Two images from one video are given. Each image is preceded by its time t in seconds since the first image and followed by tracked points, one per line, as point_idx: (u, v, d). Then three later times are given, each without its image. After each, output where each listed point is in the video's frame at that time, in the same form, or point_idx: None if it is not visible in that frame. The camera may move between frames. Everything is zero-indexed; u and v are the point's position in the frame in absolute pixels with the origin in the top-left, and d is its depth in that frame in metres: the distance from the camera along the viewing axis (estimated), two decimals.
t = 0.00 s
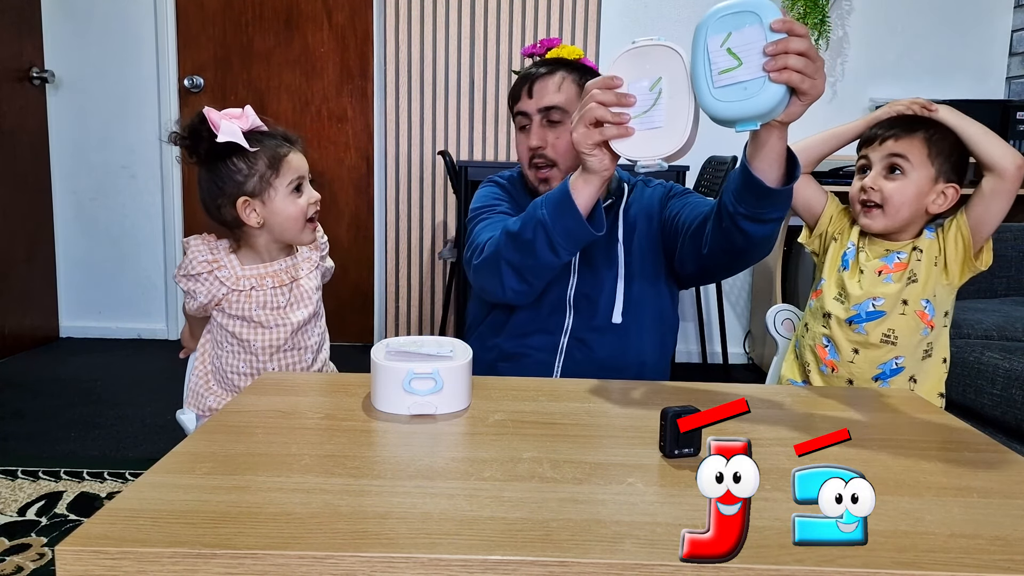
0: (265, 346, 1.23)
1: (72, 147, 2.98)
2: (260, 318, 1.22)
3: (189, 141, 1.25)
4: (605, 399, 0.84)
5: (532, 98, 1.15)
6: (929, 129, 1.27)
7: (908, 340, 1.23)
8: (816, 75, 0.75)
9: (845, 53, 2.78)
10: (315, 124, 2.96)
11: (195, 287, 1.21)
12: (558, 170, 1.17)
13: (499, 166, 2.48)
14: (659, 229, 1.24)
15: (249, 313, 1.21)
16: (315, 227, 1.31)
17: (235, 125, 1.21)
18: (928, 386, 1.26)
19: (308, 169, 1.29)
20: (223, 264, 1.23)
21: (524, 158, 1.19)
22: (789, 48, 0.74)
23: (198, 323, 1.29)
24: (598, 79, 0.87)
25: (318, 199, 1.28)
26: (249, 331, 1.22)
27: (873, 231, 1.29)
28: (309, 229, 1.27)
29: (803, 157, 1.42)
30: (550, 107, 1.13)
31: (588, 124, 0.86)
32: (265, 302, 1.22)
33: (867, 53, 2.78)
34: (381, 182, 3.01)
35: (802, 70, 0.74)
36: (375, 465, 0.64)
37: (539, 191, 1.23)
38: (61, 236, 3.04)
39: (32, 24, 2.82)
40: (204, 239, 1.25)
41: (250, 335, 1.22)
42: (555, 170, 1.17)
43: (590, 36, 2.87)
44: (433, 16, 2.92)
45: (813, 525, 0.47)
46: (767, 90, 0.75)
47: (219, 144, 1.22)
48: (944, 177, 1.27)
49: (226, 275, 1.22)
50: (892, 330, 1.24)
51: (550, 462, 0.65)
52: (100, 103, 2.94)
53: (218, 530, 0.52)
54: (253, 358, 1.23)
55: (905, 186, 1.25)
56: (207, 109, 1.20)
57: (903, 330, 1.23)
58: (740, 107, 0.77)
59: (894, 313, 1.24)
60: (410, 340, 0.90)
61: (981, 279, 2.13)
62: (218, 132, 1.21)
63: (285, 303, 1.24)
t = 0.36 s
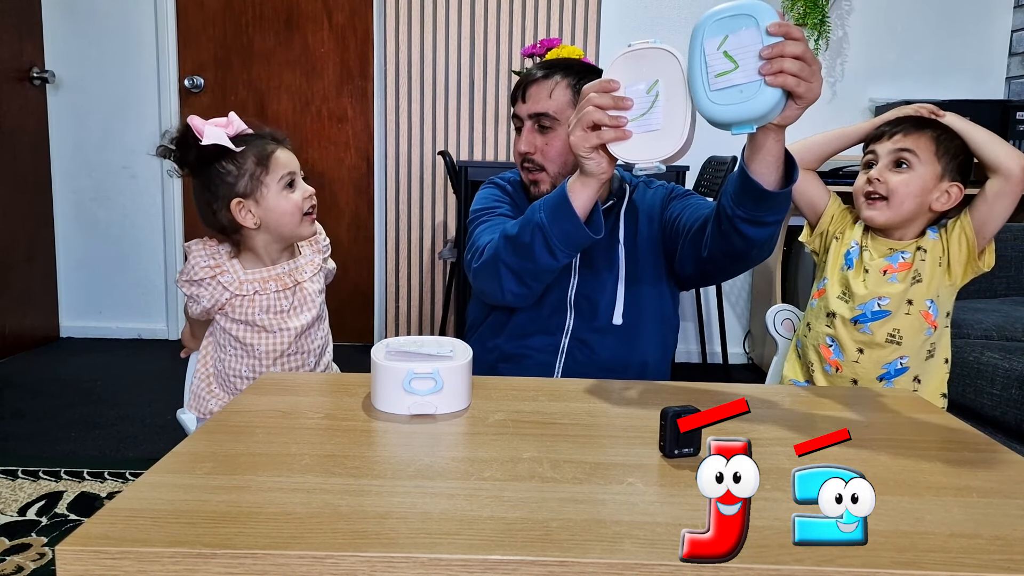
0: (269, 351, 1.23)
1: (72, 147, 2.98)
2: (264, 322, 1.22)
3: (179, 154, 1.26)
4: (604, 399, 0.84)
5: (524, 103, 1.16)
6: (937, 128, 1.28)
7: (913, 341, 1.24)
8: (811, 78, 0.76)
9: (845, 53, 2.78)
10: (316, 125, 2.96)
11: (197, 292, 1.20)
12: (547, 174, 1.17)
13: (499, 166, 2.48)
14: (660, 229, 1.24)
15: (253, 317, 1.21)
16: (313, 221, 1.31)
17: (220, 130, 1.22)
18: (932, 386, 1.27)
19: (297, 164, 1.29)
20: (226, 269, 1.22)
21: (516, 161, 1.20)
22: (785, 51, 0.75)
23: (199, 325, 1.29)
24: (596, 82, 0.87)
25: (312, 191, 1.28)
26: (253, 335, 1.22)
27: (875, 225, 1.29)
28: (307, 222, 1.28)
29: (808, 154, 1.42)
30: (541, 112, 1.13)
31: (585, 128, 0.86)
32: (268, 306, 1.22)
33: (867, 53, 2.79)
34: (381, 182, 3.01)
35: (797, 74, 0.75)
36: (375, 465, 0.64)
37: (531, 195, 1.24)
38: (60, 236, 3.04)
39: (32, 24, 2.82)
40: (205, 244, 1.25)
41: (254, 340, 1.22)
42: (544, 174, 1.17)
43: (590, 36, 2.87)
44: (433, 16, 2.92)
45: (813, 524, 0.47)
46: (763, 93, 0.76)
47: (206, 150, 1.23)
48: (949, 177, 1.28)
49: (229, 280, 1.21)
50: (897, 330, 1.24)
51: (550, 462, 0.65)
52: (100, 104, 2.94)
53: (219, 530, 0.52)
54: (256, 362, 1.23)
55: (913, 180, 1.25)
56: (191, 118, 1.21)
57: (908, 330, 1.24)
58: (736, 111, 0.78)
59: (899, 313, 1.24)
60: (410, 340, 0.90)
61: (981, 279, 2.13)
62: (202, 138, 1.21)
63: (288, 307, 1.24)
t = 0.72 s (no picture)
0: (273, 346, 1.23)
1: (72, 147, 2.98)
2: (269, 317, 1.22)
3: (183, 152, 1.23)
4: (604, 399, 0.83)
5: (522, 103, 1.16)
6: (927, 125, 1.30)
7: (910, 339, 1.23)
8: (803, 88, 0.76)
9: (845, 53, 2.78)
10: (316, 125, 2.96)
11: (202, 288, 1.20)
12: (545, 175, 1.17)
13: (499, 166, 2.48)
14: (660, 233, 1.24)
15: (258, 313, 1.21)
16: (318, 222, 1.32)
17: (229, 130, 1.20)
18: (931, 385, 1.26)
19: (306, 166, 1.29)
20: (230, 265, 1.22)
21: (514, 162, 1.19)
22: (776, 62, 0.74)
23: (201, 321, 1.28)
24: (589, 92, 0.86)
25: (319, 193, 1.29)
26: (258, 331, 1.22)
27: (863, 217, 1.30)
28: (314, 223, 1.28)
29: (804, 158, 1.43)
30: (539, 114, 1.13)
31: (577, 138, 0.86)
32: (272, 301, 1.22)
33: (867, 53, 2.79)
34: (382, 182, 3.01)
35: (789, 84, 0.75)
36: (375, 465, 0.64)
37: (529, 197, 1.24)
38: (60, 236, 3.04)
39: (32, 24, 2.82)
40: (208, 241, 1.25)
41: (259, 335, 1.22)
42: (543, 175, 1.17)
43: (589, 36, 2.86)
44: (433, 16, 2.92)
45: (813, 524, 0.47)
46: (754, 105, 0.76)
47: (214, 151, 1.21)
48: (939, 170, 1.28)
49: (233, 275, 1.21)
50: (893, 328, 1.24)
51: (550, 462, 0.65)
52: (100, 104, 2.94)
53: (219, 530, 0.52)
54: (261, 357, 1.23)
55: (897, 172, 1.26)
56: (196, 118, 1.19)
57: (904, 328, 1.23)
58: (728, 121, 0.77)
59: (895, 311, 1.24)
60: (410, 340, 0.90)
61: (981, 279, 2.13)
62: (211, 138, 1.19)
63: (293, 302, 1.25)
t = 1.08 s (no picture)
0: (274, 352, 1.22)
1: (72, 148, 2.98)
2: (270, 321, 1.21)
3: (196, 138, 1.24)
4: (604, 399, 0.84)
5: (574, 100, 1.17)
6: (907, 122, 1.29)
7: (906, 335, 1.24)
8: (760, 225, 0.84)
9: (845, 53, 2.78)
10: (316, 125, 2.96)
11: (202, 292, 1.21)
12: (602, 169, 1.20)
13: (499, 167, 2.48)
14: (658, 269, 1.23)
15: (258, 317, 1.21)
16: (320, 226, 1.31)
17: (245, 122, 1.21)
18: (931, 381, 1.26)
19: (315, 168, 1.29)
20: (230, 270, 1.22)
21: (569, 160, 1.18)
22: (735, 203, 0.83)
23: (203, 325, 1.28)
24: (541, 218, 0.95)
25: (324, 197, 1.28)
26: (258, 337, 1.22)
27: (851, 220, 1.31)
28: (315, 226, 1.28)
29: (793, 165, 1.44)
30: (594, 110, 1.17)
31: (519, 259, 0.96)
32: (274, 304, 1.22)
33: (867, 53, 2.79)
34: (382, 182, 3.00)
35: (746, 221, 0.83)
36: (375, 465, 0.64)
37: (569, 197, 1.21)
38: (60, 236, 3.04)
39: (32, 23, 2.81)
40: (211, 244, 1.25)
41: (260, 341, 1.22)
42: (599, 170, 1.19)
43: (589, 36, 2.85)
44: (433, 16, 2.92)
45: (813, 524, 0.47)
46: (714, 236, 0.85)
47: (228, 138, 1.22)
48: (923, 165, 1.27)
49: (233, 280, 1.21)
50: (889, 326, 1.24)
51: (550, 462, 0.65)
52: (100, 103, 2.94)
53: (219, 530, 0.52)
54: (262, 364, 1.22)
55: (880, 173, 1.26)
56: (217, 104, 1.20)
57: (900, 325, 1.24)
58: (692, 247, 0.86)
59: (890, 309, 1.24)
60: (410, 340, 0.90)
61: (981, 279, 2.13)
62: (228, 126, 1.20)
63: (294, 306, 1.24)
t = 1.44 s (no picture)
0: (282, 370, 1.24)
1: (72, 148, 2.98)
2: (279, 340, 1.22)
3: (199, 149, 1.22)
4: (604, 399, 0.83)
5: (571, 91, 1.21)
6: (892, 123, 1.30)
7: (899, 332, 1.23)
8: (754, 221, 0.89)
9: (845, 53, 2.78)
10: (316, 125, 2.96)
11: (210, 304, 1.19)
12: (600, 160, 1.21)
13: (499, 167, 2.48)
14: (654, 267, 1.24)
15: (268, 335, 1.21)
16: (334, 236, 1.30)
17: (249, 130, 1.20)
18: (924, 378, 1.26)
19: (325, 175, 1.27)
20: (239, 282, 1.22)
21: (565, 150, 1.19)
22: (729, 200, 0.88)
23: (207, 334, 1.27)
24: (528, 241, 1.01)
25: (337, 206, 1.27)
26: (267, 354, 1.23)
27: (842, 223, 1.31)
28: (329, 237, 1.26)
29: (783, 169, 1.45)
30: (590, 100, 1.21)
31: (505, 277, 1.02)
32: (283, 323, 1.22)
33: (867, 53, 2.79)
34: (382, 182, 3.01)
35: (739, 219, 0.88)
36: (376, 465, 0.64)
37: (569, 188, 1.21)
38: (60, 236, 3.04)
39: (32, 23, 2.81)
40: (218, 254, 1.24)
41: (268, 358, 1.23)
42: (598, 160, 1.21)
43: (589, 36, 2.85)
44: (433, 16, 2.92)
45: (813, 525, 0.47)
46: (709, 234, 0.90)
47: (233, 149, 1.21)
48: (911, 165, 1.27)
49: (243, 294, 1.21)
50: (881, 324, 1.24)
51: (550, 462, 0.65)
52: (100, 103, 2.94)
53: (219, 530, 0.52)
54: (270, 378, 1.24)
55: (868, 174, 1.27)
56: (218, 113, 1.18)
57: (892, 322, 1.24)
58: (688, 244, 0.92)
59: (881, 307, 1.25)
60: (410, 340, 0.90)
61: (981, 279, 2.13)
62: (230, 136, 1.19)
63: (305, 324, 1.24)
